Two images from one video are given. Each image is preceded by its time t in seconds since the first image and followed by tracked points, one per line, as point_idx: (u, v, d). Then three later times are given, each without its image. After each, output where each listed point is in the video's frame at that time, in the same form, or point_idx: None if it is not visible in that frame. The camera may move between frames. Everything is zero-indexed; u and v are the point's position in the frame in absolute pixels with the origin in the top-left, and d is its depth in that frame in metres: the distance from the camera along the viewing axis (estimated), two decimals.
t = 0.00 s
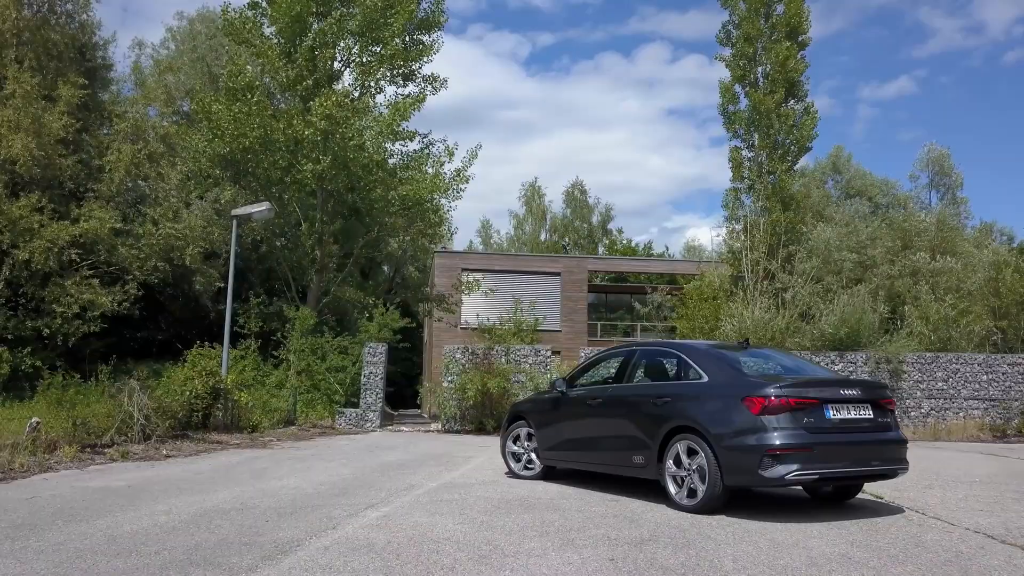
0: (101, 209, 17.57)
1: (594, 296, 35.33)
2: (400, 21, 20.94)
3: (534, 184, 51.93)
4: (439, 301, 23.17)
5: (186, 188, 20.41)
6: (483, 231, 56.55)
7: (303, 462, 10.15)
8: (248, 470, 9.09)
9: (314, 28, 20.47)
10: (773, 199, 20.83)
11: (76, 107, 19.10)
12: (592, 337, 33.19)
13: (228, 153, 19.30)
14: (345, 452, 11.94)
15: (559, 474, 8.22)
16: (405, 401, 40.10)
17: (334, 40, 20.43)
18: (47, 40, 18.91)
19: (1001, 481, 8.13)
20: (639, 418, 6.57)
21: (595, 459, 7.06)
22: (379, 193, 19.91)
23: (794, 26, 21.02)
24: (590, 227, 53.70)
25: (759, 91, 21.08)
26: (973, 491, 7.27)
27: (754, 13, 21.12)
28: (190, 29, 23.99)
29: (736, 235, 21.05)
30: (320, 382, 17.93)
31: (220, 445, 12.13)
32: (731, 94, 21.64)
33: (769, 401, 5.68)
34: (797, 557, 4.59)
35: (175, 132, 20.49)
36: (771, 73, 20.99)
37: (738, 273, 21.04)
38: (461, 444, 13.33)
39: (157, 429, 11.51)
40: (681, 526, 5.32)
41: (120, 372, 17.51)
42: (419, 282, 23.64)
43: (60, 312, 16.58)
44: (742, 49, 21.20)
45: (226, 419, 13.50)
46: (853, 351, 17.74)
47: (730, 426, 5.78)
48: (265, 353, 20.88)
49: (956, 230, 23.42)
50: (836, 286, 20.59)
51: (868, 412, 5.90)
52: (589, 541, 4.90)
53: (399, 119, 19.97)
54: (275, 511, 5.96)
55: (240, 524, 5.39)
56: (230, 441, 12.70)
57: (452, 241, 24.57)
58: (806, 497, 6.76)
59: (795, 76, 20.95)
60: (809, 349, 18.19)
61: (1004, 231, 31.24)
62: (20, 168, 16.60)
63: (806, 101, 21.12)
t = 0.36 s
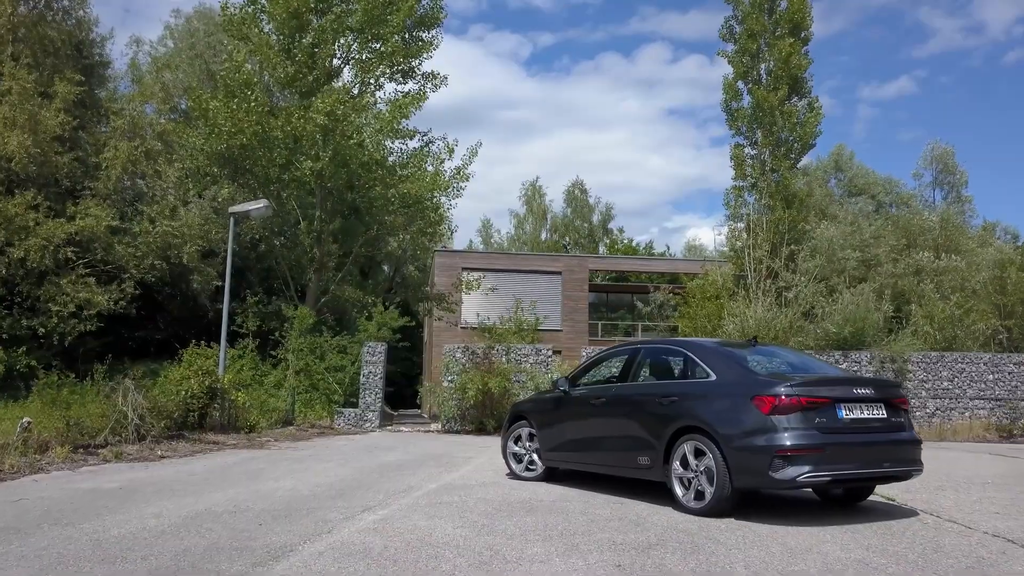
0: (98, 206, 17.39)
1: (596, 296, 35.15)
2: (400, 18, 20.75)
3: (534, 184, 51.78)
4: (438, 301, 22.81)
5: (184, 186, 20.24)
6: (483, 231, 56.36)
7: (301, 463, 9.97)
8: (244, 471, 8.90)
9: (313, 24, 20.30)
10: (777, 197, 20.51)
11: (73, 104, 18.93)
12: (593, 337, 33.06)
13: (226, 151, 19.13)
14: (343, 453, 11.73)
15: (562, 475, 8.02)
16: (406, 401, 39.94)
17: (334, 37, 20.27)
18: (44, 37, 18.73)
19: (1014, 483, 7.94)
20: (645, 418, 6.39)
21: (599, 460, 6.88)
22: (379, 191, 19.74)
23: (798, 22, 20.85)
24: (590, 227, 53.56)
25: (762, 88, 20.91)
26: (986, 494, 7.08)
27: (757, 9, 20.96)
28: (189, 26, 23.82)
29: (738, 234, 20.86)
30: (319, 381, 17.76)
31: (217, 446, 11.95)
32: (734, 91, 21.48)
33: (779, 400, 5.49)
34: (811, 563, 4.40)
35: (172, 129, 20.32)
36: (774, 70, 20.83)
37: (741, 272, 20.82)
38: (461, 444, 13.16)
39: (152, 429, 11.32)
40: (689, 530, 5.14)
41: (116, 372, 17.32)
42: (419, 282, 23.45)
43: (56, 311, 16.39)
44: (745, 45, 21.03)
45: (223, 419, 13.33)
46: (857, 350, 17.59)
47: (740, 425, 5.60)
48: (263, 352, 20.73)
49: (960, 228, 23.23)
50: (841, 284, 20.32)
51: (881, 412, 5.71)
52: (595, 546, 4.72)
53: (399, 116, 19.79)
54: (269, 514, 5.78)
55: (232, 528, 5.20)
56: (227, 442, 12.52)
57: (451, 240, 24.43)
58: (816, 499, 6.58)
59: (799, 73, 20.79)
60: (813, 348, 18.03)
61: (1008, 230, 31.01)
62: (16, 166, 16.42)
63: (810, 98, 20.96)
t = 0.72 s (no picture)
0: (94, 204, 17.15)
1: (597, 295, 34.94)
2: (400, 14, 20.49)
3: (535, 182, 51.55)
4: (439, 300, 22.61)
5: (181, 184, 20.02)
6: (483, 230, 56.13)
7: (298, 465, 9.76)
8: (239, 474, 8.67)
9: (312, 21, 20.09)
10: (781, 196, 20.26)
11: (69, 101, 18.71)
12: (594, 337, 32.90)
13: (224, 149, 18.92)
14: (340, 454, 11.52)
15: (566, 478, 7.81)
16: (406, 402, 39.74)
17: (333, 34, 20.06)
18: (39, 33, 18.52)
19: None
20: (652, 420, 6.17)
21: (604, 463, 6.66)
22: (379, 188, 19.51)
23: (801, 18, 20.65)
24: (592, 226, 53.34)
25: (765, 85, 20.70)
26: (1004, 498, 6.85)
27: (760, 4, 20.74)
28: (186, 22, 23.59)
29: (742, 233, 20.64)
30: (318, 382, 17.55)
31: (213, 448, 11.74)
32: (737, 87, 21.29)
33: (793, 401, 5.26)
34: (831, 573, 4.19)
35: (170, 127, 20.10)
36: (778, 67, 20.61)
37: (745, 272, 20.55)
38: (462, 446, 12.96)
39: (147, 431, 11.11)
40: (699, 537, 4.92)
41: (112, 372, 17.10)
42: (420, 282, 23.23)
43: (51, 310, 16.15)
44: (748, 42, 20.81)
45: (219, 420, 13.13)
46: (862, 350, 17.39)
47: (752, 428, 5.38)
48: (262, 352, 20.53)
49: (965, 227, 23.01)
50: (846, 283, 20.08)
51: (899, 413, 5.49)
52: (602, 555, 4.50)
53: (399, 113, 19.57)
54: (262, 520, 5.56)
55: (223, 535, 4.99)
56: (223, 443, 12.32)
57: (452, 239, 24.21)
58: (829, 503, 6.36)
59: (803, 69, 20.58)
60: (817, 348, 17.84)
61: (1013, 229, 30.79)
62: (10, 163, 16.17)
63: (814, 96, 20.75)
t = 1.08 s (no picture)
0: (89, 203, 16.89)
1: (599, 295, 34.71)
2: (401, 11, 20.24)
3: (536, 181, 51.33)
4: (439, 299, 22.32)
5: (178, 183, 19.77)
6: (483, 230, 55.89)
7: (294, 469, 9.51)
8: (233, 479, 8.42)
9: (311, 17, 19.88)
10: (787, 194, 19.99)
11: (65, 99, 18.45)
12: (596, 337, 32.70)
13: (222, 146, 18.78)
14: (338, 457, 11.27)
15: (571, 484, 7.57)
16: (406, 402, 39.51)
17: (332, 30, 19.81)
18: (34, 29, 18.27)
19: None
20: (662, 424, 5.92)
21: (611, 469, 6.42)
22: (380, 186, 19.29)
23: (805, 15, 20.42)
24: (593, 225, 53.07)
25: (768, 83, 20.46)
26: None
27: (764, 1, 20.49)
28: (184, 19, 23.34)
29: (746, 232, 20.39)
30: (316, 383, 17.30)
31: (208, 451, 11.51)
32: (740, 85, 21.06)
33: (810, 406, 5.02)
34: None
35: (167, 124, 19.87)
36: (781, 63, 20.35)
37: (749, 272, 20.31)
38: (463, 448, 12.73)
39: (140, 434, 10.86)
40: (713, 548, 4.68)
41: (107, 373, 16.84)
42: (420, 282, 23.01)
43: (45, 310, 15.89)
44: (752, 39, 20.56)
45: (215, 423, 12.89)
46: (870, 351, 17.14)
47: (767, 433, 5.13)
48: (260, 352, 20.30)
49: (972, 226, 22.77)
50: (852, 283, 19.82)
51: (922, 418, 5.24)
52: (613, 569, 4.25)
53: (400, 111, 19.33)
54: (254, 530, 5.30)
55: (212, 547, 4.73)
56: (219, 446, 12.08)
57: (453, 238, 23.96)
58: (845, 511, 6.11)
59: (807, 66, 20.33)
60: (823, 348, 17.63)
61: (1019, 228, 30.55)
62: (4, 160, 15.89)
63: (819, 93, 20.50)
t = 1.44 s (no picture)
0: (83, 203, 16.62)
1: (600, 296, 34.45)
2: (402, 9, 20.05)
3: (537, 181, 51.12)
4: (439, 300, 22.09)
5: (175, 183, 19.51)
6: (484, 230, 55.63)
7: (289, 477, 9.24)
8: (225, 488, 8.15)
9: (310, 15, 19.60)
10: (791, 193, 19.73)
11: (59, 97, 18.17)
12: (597, 338, 32.47)
13: (219, 146, 18.51)
14: (334, 464, 10.99)
15: (574, 494, 7.31)
16: (406, 404, 39.26)
17: (330, 28, 19.52)
18: (29, 27, 17.98)
19: None
20: (672, 435, 5.65)
21: (618, 481, 6.14)
22: (379, 185, 19.05)
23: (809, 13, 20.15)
24: (594, 225, 52.82)
25: (772, 82, 20.19)
26: None
27: None
28: (181, 16, 23.05)
29: (750, 232, 20.13)
30: (314, 386, 17.04)
31: (201, 457, 11.24)
32: (744, 84, 20.81)
33: (831, 418, 4.73)
34: None
35: (163, 124, 19.61)
36: (785, 62, 20.09)
37: (754, 272, 20.23)
38: (463, 454, 12.47)
39: (132, 440, 10.59)
40: (729, 570, 4.39)
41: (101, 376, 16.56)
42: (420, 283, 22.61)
43: (38, 312, 15.59)
44: (755, 37, 20.29)
45: (210, 427, 12.62)
46: (876, 353, 16.89)
47: (785, 446, 4.85)
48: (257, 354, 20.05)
49: (978, 226, 22.50)
50: (857, 283, 19.56)
51: (948, 430, 4.96)
52: None
53: (399, 109, 19.08)
54: (242, 548, 5.03)
55: (196, 569, 4.45)
56: (213, 452, 11.83)
57: (454, 238, 23.68)
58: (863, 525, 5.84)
59: (812, 64, 20.07)
60: (829, 350, 17.41)
61: None
62: None
63: (824, 92, 20.22)
